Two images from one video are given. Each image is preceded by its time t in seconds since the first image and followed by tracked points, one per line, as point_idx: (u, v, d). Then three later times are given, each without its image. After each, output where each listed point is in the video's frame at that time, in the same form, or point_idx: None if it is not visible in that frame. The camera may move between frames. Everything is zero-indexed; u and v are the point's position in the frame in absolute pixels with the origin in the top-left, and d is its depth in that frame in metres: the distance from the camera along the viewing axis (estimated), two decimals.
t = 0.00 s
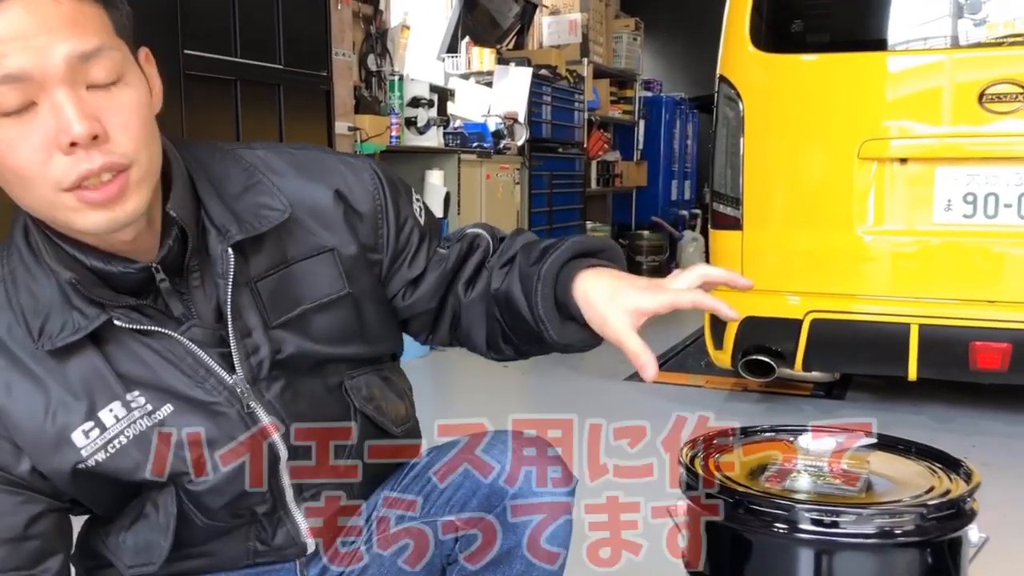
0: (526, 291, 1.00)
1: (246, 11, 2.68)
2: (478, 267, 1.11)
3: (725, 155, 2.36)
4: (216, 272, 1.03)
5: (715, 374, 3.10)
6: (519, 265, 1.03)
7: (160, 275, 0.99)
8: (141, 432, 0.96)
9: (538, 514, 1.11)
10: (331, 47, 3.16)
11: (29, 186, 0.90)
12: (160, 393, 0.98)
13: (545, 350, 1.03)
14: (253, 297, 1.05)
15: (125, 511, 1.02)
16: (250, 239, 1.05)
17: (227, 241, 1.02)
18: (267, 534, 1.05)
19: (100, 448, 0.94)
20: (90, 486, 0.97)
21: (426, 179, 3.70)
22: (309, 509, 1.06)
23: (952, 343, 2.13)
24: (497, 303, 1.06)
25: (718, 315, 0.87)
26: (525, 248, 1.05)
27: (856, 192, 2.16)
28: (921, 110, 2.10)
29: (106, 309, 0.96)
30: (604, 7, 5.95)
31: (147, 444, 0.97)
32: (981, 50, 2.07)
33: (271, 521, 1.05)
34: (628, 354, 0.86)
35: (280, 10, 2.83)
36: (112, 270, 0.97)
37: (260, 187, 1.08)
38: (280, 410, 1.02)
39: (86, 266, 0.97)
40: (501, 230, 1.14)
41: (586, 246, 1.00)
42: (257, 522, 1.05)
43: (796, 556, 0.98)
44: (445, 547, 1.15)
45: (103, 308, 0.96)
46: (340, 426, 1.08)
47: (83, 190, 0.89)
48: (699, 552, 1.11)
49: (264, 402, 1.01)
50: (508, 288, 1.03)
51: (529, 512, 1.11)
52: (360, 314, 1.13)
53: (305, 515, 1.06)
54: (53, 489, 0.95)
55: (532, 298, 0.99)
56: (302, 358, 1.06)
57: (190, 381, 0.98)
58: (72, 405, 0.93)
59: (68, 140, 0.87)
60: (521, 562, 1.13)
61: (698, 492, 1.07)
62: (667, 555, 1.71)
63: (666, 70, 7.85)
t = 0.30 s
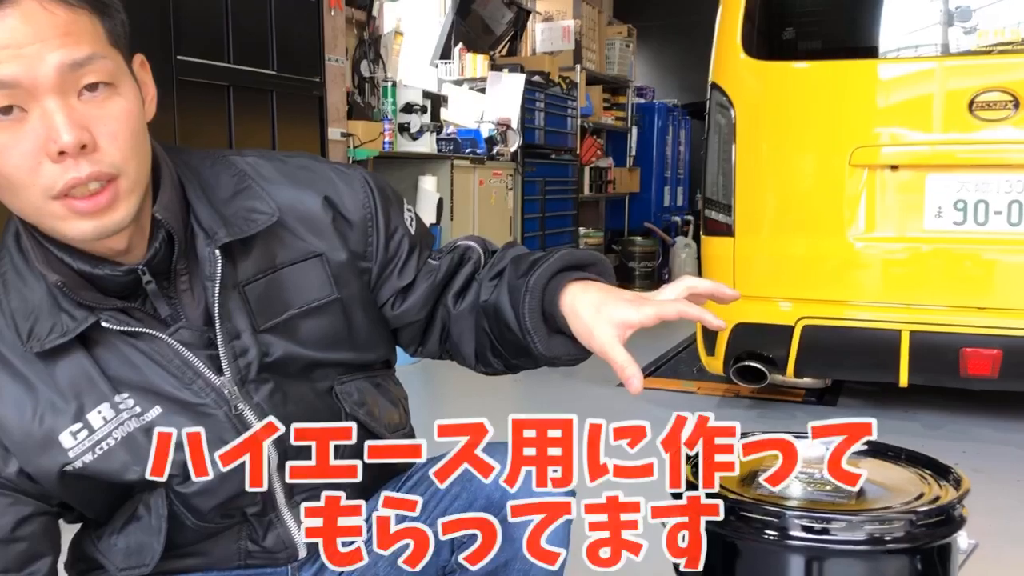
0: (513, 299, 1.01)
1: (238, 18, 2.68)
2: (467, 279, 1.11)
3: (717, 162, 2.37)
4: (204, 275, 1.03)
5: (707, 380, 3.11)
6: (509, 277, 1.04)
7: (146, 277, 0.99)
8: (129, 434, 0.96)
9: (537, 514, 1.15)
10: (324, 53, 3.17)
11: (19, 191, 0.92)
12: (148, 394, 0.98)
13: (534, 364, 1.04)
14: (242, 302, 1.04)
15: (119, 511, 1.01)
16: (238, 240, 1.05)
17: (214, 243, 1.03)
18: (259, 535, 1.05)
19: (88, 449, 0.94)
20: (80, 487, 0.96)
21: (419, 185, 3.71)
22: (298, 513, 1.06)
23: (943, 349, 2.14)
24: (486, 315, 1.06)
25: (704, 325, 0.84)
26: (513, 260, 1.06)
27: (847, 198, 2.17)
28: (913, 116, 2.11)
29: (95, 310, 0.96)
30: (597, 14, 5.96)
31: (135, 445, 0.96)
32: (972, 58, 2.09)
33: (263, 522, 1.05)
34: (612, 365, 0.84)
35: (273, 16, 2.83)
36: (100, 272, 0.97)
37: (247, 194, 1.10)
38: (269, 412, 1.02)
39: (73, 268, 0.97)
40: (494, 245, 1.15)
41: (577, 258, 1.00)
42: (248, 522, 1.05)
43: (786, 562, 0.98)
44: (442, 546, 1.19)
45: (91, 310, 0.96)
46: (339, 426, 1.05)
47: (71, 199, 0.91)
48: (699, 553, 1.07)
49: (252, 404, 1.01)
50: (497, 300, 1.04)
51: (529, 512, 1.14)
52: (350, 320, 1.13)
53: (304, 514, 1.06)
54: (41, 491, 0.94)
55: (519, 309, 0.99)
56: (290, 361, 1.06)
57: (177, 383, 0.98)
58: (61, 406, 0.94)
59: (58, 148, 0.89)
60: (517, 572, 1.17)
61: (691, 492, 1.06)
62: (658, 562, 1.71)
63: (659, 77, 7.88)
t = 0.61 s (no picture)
0: (508, 312, 1.01)
1: (233, 28, 2.69)
2: (458, 295, 1.12)
3: (711, 170, 2.38)
4: (201, 283, 1.03)
5: (701, 388, 3.11)
6: (505, 290, 1.04)
7: (145, 285, 0.98)
8: (126, 442, 0.96)
9: (538, 514, 1.14)
10: (319, 63, 3.17)
11: (18, 191, 0.92)
12: (145, 402, 0.98)
13: (528, 377, 1.04)
14: (239, 309, 1.05)
15: (115, 519, 1.00)
16: (237, 249, 1.06)
17: (212, 251, 1.03)
18: (253, 540, 1.05)
19: (85, 457, 0.94)
20: (74, 495, 0.96)
21: (413, 194, 3.71)
22: (294, 519, 1.06)
23: (937, 357, 2.15)
24: (480, 327, 1.07)
25: (697, 343, 0.86)
26: (508, 274, 1.07)
27: (840, 206, 2.18)
28: (906, 125, 2.13)
29: (92, 318, 0.96)
30: (591, 23, 5.98)
31: (132, 453, 0.96)
32: (964, 67, 2.11)
33: (257, 528, 1.04)
34: (606, 380, 0.84)
35: (268, 26, 2.83)
36: (98, 279, 0.97)
37: (247, 202, 1.10)
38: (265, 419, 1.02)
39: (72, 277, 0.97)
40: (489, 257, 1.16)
41: (572, 273, 0.99)
42: (242, 527, 1.04)
43: (780, 570, 0.98)
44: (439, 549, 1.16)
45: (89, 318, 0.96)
46: (340, 426, 1.06)
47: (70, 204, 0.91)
48: (698, 554, 1.06)
49: (249, 412, 1.01)
50: (492, 312, 1.04)
51: (529, 512, 1.14)
52: (346, 329, 1.13)
53: (304, 514, 1.05)
54: (36, 500, 0.94)
55: (514, 322, 1.00)
56: (287, 369, 1.06)
57: (174, 391, 0.98)
58: (58, 414, 0.94)
59: (61, 154, 0.90)
60: None
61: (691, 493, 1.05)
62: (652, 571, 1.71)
63: (653, 85, 7.90)
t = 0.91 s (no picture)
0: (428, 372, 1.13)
1: (230, 36, 2.70)
2: (402, 331, 1.19)
3: (707, 177, 2.37)
4: (217, 281, 1.03)
5: (698, 395, 3.11)
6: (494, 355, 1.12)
7: (168, 278, 0.99)
8: (129, 433, 0.96)
9: (538, 514, 1.13)
10: (316, 70, 3.17)
11: (59, 174, 0.92)
12: (152, 395, 0.97)
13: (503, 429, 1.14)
14: (252, 311, 1.05)
15: (105, 521, 1.00)
16: (257, 252, 1.06)
17: (232, 251, 1.04)
18: (242, 551, 1.03)
19: (88, 445, 0.94)
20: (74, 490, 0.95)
21: (411, 202, 3.72)
22: (285, 529, 1.05)
23: (933, 364, 2.15)
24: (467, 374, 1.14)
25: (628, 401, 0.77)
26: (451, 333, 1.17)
27: (836, 214, 2.18)
28: (902, 133, 2.13)
29: (105, 308, 0.96)
30: (587, 31, 6.00)
31: (134, 445, 0.96)
32: (959, 75, 2.12)
33: (247, 535, 1.03)
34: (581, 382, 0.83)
35: (265, 34, 2.84)
36: (116, 268, 0.97)
37: (269, 209, 1.10)
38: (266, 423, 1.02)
39: (93, 266, 0.97)
40: (470, 302, 1.24)
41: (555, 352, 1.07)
42: (232, 536, 1.03)
43: None
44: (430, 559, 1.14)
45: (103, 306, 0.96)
46: (340, 427, 1.06)
47: (113, 189, 0.91)
48: (698, 554, 1.05)
49: (252, 414, 1.01)
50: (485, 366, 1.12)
51: (530, 512, 1.13)
52: (353, 344, 1.13)
53: (304, 514, 1.05)
54: (34, 488, 0.93)
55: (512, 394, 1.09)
56: (292, 379, 1.06)
57: (180, 386, 0.98)
58: (65, 402, 0.93)
59: (109, 140, 0.90)
60: None
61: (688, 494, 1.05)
62: None
63: (648, 92, 7.92)
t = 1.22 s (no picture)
0: (414, 400, 1.13)
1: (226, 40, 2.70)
2: (398, 354, 1.19)
3: (704, 181, 2.37)
4: (225, 274, 1.03)
5: (696, 399, 3.10)
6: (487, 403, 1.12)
7: (179, 264, 1.00)
8: (123, 416, 0.95)
9: (537, 514, 1.02)
10: (312, 74, 3.17)
11: (93, 159, 0.92)
12: (149, 380, 0.97)
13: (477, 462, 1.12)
14: (256, 308, 1.04)
15: (93, 517, 0.99)
16: (267, 250, 1.07)
17: (243, 247, 1.04)
18: (229, 555, 1.00)
19: (83, 424, 0.93)
20: (66, 473, 0.94)
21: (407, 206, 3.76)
22: (274, 532, 1.02)
23: (930, 367, 2.15)
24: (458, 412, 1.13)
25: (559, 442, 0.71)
26: (440, 367, 1.17)
27: (833, 218, 2.18)
28: (899, 136, 2.13)
29: (111, 288, 0.95)
30: (584, 35, 6.01)
31: (128, 429, 0.95)
32: (955, 78, 2.12)
33: (235, 537, 1.01)
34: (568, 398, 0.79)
35: (262, 37, 2.84)
36: (126, 251, 0.97)
37: (284, 210, 1.11)
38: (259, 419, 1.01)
39: (105, 248, 0.98)
40: (470, 342, 1.22)
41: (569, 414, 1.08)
42: (219, 539, 1.00)
43: None
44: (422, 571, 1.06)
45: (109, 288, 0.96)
46: (340, 427, 1.06)
47: (145, 180, 0.92)
48: (698, 555, 1.03)
49: (244, 408, 1.00)
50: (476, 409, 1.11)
51: (529, 512, 1.02)
52: (353, 351, 1.12)
53: (304, 514, 1.03)
54: (28, 464, 0.92)
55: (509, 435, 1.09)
56: (289, 379, 1.06)
57: (176, 373, 0.97)
58: (65, 378, 0.93)
59: (149, 133, 0.90)
60: None
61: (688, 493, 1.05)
62: None
63: (645, 96, 7.93)
